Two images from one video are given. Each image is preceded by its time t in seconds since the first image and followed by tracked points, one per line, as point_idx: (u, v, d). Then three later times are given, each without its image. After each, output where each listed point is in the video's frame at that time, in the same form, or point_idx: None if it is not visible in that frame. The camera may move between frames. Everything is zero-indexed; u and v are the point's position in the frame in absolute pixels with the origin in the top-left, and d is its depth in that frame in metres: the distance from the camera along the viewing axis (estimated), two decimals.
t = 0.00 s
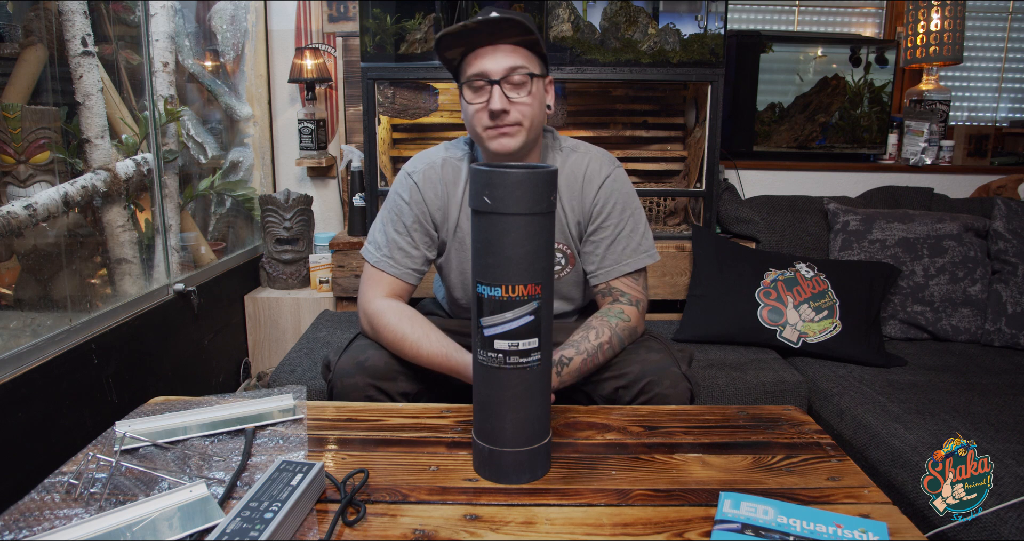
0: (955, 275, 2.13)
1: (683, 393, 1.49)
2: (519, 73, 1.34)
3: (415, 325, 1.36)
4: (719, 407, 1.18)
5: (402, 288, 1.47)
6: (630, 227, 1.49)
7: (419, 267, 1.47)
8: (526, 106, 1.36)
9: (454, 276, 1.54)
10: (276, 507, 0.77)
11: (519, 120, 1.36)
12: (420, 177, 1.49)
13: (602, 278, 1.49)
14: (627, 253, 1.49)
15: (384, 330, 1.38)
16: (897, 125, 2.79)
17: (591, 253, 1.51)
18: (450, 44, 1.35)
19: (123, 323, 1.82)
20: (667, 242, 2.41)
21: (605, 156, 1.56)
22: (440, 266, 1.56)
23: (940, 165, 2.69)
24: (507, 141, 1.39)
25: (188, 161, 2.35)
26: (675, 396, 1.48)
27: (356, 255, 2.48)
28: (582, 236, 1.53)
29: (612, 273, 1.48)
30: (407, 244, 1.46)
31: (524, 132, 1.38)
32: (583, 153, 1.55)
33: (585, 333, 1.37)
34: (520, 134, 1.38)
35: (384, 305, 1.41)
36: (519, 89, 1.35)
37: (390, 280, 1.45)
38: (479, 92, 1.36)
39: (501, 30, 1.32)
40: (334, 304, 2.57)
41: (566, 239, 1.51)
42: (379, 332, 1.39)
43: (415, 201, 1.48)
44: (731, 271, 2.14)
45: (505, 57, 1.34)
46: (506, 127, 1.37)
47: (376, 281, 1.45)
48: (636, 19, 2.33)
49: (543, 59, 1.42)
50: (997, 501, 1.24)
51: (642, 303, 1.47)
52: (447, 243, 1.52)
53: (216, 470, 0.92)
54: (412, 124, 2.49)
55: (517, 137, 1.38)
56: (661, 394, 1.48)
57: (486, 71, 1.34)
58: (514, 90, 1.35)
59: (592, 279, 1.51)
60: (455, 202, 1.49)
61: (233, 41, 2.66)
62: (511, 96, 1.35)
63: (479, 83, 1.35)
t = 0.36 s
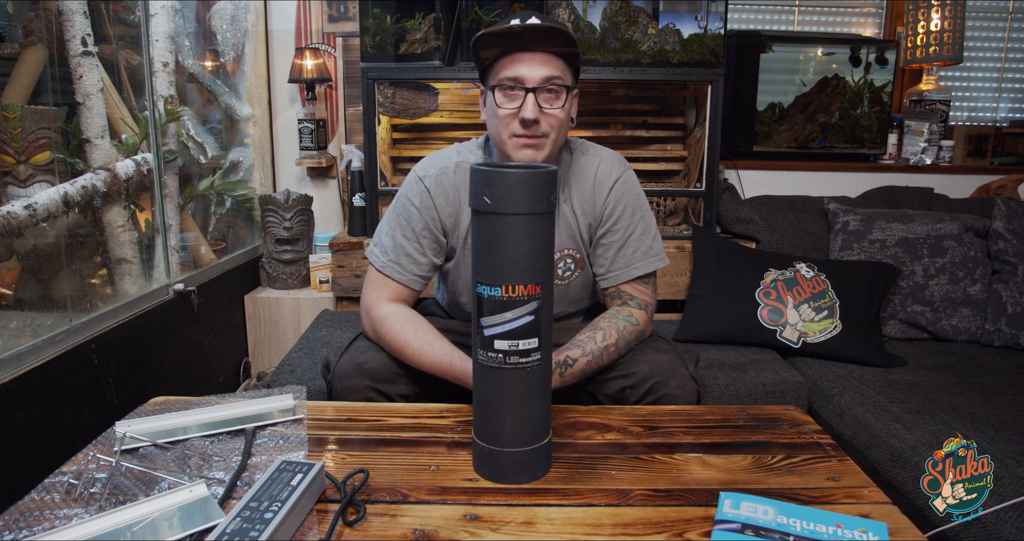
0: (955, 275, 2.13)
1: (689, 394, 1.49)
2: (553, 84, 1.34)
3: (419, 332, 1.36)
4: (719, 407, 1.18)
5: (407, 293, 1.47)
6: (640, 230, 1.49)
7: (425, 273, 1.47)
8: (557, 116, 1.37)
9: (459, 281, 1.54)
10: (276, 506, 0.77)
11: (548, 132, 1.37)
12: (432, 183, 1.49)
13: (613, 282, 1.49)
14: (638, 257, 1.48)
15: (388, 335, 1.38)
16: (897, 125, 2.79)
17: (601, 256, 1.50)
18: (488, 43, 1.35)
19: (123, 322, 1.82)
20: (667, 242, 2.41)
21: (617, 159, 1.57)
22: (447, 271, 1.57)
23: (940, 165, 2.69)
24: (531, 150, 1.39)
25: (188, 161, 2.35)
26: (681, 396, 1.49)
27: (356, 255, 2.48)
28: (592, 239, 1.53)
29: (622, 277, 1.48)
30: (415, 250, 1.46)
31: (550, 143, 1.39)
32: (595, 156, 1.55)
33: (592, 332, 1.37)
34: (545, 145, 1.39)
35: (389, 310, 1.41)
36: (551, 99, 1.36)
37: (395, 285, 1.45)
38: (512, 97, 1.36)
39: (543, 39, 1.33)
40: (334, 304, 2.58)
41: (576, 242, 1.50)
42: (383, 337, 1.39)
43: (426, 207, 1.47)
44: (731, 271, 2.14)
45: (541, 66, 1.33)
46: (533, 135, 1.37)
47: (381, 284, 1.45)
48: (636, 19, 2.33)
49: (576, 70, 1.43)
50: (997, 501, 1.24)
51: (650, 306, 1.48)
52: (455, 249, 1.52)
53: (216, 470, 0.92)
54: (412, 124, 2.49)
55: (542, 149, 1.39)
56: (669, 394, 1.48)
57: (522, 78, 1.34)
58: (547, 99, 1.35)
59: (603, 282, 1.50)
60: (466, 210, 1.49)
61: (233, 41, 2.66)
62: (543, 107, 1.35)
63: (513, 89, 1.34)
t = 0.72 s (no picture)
0: (955, 275, 2.13)
1: (689, 392, 1.49)
2: (561, 75, 1.35)
3: (421, 328, 1.36)
4: (719, 407, 1.18)
5: (407, 291, 1.47)
6: (639, 229, 1.49)
7: (424, 270, 1.47)
8: (562, 107, 1.37)
9: (458, 280, 1.54)
10: (276, 506, 0.77)
11: (553, 122, 1.37)
12: (429, 181, 1.49)
13: (612, 281, 1.49)
14: (636, 256, 1.49)
15: (389, 333, 1.38)
16: (896, 125, 2.79)
17: (599, 256, 1.51)
18: (501, 32, 1.37)
19: (123, 323, 1.82)
20: (667, 242, 2.41)
21: (614, 159, 1.57)
22: (445, 270, 1.57)
23: (940, 165, 2.69)
24: (535, 139, 1.38)
25: (188, 161, 2.35)
26: (681, 395, 1.49)
27: (356, 255, 2.48)
28: (590, 239, 1.53)
29: (620, 275, 1.48)
30: (413, 247, 1.46)
31: (553, 134, 1.38)
32: (592, 156, 1.55)
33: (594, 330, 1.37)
34: (549, 135, 1.38)
35: (391, 308, 1.41)
36: (558, 90, 1.37)
37: (395, 284, 1.45)
38: (520, 84, 1.36)
39: (554, 31, 1.37)
40: (334, 304, 2.58)
41: (574, 240, 1.50)
42: (385, 335, 1.39)
43: (423, 205, 1.47)
44: (731, 271, 2.14)
45: (549, 56, 1.35)
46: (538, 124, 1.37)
47: (381, 283, 1.45)
48: (636, 19, 2.33)
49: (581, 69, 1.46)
50: (997, 501, 1.24)
51: (652, 303, 1.48)
52: (453, 247, 1.52)
53: (216, 470, 0.92)
54: (412, 124, 2.49)
55: (546, 139, 1.38)
56: (668, 393, 1.49)
57: (531, 67, 1.35)
58: (554, 89, 1.36)
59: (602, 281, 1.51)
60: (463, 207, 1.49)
61: (233, 41, 2.65)
62: (551, 96, 1.36)
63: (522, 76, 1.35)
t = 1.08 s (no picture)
0: (955, 275, 2.13)
1: (684, 392, 1.49)
2: (559, 70, 1.36)
3: (417, 330, 1.35)
4: (719, 407, 1.18)
5: (404, 290, 1.47)
6: (635, 228, 1.49)
7: (421, 268, 1.47)
8: (560, 102, 1.38)
9: (456, 279, 1.54)
10: (276, 506, 0.77)
11: (550, 116, 1.37)
12: (424, 179, 1.49)
13: (608, 279, 1.49)
14: (632, 255, 1.49)
15: (385, 332, 1.38)
16: (897, 125, 2.79)
17: (595, 254, 1.50)
18: (499, 26, 1.38)
19: (123, 323, 1.82)
20: (667, 242, 2.41)
21: (611, 158, 1.57)
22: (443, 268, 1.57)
23: (940, 165, 2.69)
24: (533, 133, 1.38)
25: (188, 161, 2.35)
26: (678, 395, 1.48)
27: (356, 255, 2.48)
28: (586, 237, 1.53)
29: (617, 273, 1.48)
30: (410, 245, 1.46)
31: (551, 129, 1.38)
32: (588, 155, 1.55)
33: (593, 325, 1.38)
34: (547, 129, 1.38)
35: (388, 307, 1.41)
36: (556, 84, 1.37)
37: (393, 282, 1.45)
38: (518, 78, 1.36)
39: (553, 27, 1.39)
40: (334, 304, 2.58)
41: (569, 237, 1.50)
42: (382, 335, 1.39)
43: (420, 203, 1.47)
44: (731, 271, 2.14)
45: (548, 52, 1.36)
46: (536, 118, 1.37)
47: (378, 282, 1.45)
48: (636, 19, 2.33)
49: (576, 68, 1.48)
50: (997, 501, 1.24)
51: (650, 302, 1.48)
52: (450, 244, 1.52)
53: (216, 470, 0.91)
54: (412, 124, 2.49)
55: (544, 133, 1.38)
56: (663, 393, 1.48)
57: (530, 61, 1.35)
58: (552, 83, 1.36)
59: (597, 279, 1.51)
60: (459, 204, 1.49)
61: (233, 41, 2.65)
62: (549, 91, 1.36)
63: (520, 70, 1.35)
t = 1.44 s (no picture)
0: (955, 275, 2.13)
1: (684, 393, 1.49)
2: (569, 80, 1.35)
3: (420, 330, 1.35)
4: (719, 407, 1.18)
5: (406, 290, 1.47)
6: (637, 230, 1.49)
7: (424, 270, 1.47)
8: (568, 112, 1.38)
9: (457, 280, 1.54)
10: (276, 506, 0.77)
11: (558, 126, 1.38)
12: (428, 180, 1.49)
13: (610, 281, 1.49)
14: (635, 257, 1.48)
15: (387, 332, 1.38)
16: (896, 125, 2.79)
17: (597, 256, 1.50)
18: (508, 33, 1.34)
19: (123, 323, 1.82)
20: (667, 242, 2.41)
21: (614, 160, 1.56)
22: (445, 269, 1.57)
23: (940, 165, 2.69)
24: (540, 142, 1.39)
25: (188, 161, 2.35)
26: (678, 396, 1.49)
27: (356, 255, 2.48)
28: (588, 239, 1.53)
29: (619, 275, 1.48)
30: (413, 247, 1.46)
31: (558, 138, 1.40)
32: (592, 157, 1.55)
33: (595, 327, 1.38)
34: (554, 138, 1.39)
35: (390, 309, 1.41)
36: (565, 94, 1.37)
37: (396, 284, 1.45)
38: (527, 88, 1.35)
39: (561, 32, 1.36)
40: (334, 304, 2.58)
41: (572, 239, 1.50)
42: (383, 335, 1.39)
43: (423, 204, 1.47)
44: (731, 271, 2.14)
45: (557, 61, 1.34)
46: (544, 127, 1.38)
47: (380, 282, 1.45)
48: (636, 19, 2.33)
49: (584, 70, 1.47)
50: (997, 501, 1.24)
51: (651, 303, 1.48)
52: (453, 246, 1.52)
53: (216, 470, 0.91)
54: (412, 124, 2.49)
55: (551, 142, 1.39)
56: (665, 394, 1.48)
57: (538, 71, 1.34)
58: (560, 94, 1.36)
59: (599, 281, 1.51)
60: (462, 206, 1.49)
61: (233, 41, 2.65)
62: (557, 101, 1.36)
63: (529, 79, 1.34)
